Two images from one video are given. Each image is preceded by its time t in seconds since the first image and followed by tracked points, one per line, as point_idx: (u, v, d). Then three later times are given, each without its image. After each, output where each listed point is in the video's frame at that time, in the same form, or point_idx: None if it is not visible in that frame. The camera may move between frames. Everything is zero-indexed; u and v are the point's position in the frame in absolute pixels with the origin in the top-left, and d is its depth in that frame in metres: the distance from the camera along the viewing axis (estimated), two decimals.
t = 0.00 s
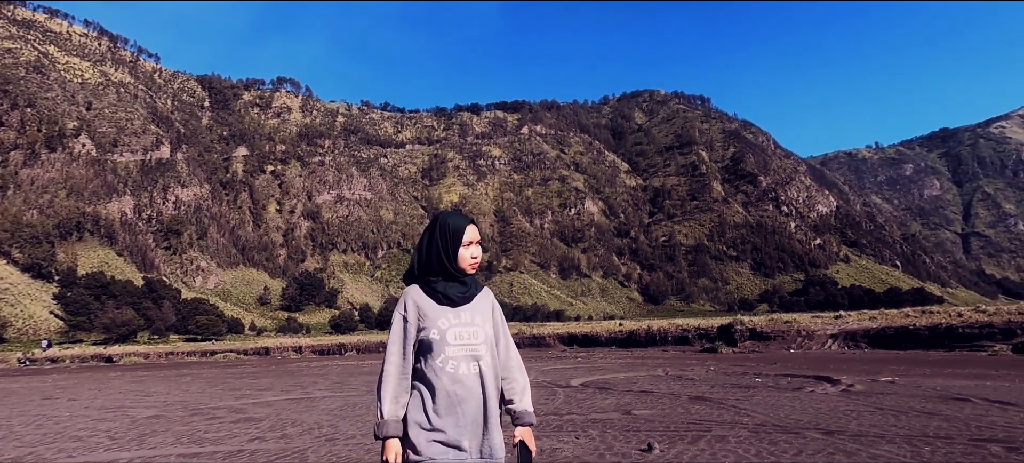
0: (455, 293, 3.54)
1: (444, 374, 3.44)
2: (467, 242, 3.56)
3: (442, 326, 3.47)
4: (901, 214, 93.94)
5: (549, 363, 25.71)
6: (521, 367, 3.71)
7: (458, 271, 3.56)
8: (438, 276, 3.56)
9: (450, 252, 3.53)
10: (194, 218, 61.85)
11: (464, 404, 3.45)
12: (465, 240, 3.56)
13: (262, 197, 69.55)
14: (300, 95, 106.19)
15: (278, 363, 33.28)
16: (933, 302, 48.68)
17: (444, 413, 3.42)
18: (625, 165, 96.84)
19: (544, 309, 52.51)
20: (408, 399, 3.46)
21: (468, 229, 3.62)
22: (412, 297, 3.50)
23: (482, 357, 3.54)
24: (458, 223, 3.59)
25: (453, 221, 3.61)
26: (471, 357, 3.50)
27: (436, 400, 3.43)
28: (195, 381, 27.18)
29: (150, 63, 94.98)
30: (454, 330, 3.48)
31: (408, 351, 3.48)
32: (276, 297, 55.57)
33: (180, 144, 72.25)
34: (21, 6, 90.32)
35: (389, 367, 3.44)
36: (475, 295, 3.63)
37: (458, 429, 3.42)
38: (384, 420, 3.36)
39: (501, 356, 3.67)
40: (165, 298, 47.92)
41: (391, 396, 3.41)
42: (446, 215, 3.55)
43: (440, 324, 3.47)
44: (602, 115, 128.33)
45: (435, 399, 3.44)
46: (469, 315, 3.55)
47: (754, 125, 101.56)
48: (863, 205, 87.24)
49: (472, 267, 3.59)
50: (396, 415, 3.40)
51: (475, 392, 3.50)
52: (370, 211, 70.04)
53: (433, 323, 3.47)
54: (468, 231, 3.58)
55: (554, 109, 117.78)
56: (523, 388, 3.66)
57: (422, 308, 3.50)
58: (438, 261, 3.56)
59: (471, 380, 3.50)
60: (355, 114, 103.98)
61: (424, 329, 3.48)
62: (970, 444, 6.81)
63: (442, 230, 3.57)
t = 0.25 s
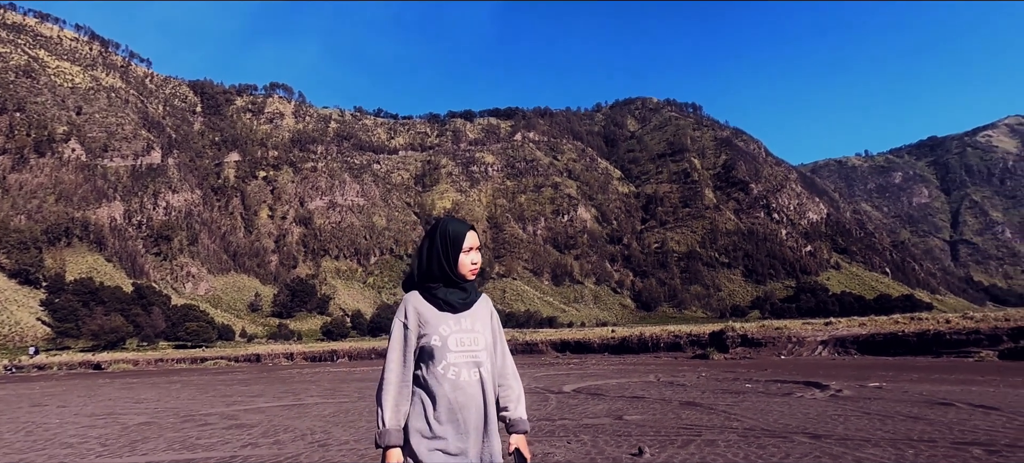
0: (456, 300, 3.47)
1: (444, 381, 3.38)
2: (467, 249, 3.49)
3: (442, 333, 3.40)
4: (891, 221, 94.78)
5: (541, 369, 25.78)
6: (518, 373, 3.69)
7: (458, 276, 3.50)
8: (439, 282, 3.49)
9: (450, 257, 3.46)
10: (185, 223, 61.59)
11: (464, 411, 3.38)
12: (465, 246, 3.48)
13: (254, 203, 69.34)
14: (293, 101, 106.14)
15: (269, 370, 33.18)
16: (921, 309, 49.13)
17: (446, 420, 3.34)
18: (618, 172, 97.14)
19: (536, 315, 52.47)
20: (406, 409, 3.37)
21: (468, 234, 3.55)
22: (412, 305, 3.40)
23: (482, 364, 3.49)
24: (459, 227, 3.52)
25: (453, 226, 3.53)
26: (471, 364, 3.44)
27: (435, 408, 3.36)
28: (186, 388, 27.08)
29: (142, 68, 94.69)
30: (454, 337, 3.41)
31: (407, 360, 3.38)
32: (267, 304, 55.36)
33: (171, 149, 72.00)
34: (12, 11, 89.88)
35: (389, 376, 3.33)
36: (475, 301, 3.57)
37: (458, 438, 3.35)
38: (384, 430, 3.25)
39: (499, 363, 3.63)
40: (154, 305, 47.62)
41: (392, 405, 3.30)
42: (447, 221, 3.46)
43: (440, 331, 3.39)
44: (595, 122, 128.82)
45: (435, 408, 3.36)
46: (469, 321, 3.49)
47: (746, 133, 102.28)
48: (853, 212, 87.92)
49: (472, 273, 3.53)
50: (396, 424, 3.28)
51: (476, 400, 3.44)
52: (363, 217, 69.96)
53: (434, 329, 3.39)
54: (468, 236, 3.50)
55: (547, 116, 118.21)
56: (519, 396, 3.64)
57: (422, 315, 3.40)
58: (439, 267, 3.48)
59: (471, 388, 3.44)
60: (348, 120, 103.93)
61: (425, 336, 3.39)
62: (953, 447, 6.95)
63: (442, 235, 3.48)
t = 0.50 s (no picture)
0: (456, 301, 3.53)
1: (445, 383, 3.41)
2: (468, 251, 3.55)
3: (443, 335, 3.44)
4: (883, 226, 95.36)
5: (536, 373, 25.85)
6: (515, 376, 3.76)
7: (458, 277, 3.55)
8: (439, 283, 3.54)
9: (451, 259, 3.51)
10: (178, 226, 61.42)
11: (464, 414, 3.42)
12: (466, 247, 3.54)
13: (248, 206, 69.21)
14: (288, 105, 106.08)
15: (263, 374, 33.14)
16: (913, 313, 49.49)
17: (446, 424, 3.38)
18: (613, 176, 97.35)
19: (531, 319, 52.42)
20: (408, 411, 3.39)
21: (468, 236, 3.60)
22: (412, 307, 3.44)
23: (482, 365, 3.55)
24: (458, 230, 3.59)
25: (453, 229, 3.58)
26: (472, 366, 3.49)
27: (437, 411, 3.39)
28: (180, 392, 27.04)
29: (136, 71, 94.49)
30: (455, 338, 3.45)
31: (409, 361, 3.41)
32: (261, 307, 55.20)
33: (165, 152, 71.80)
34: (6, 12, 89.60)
35: (391, 377, 3.36)
36: (475, 303, 3.63)
37: (459, 440, 3.39)
38: (385, 435, 3.27)
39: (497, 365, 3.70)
40: (147, 308, 47.45)
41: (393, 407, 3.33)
42: (447, 224, 3.52)
43: (441, 332, 3.43)
44: (591, 126, 129.21)
45: (437, 411, 3.39)
46: (469, 324, 3.54)
47: (740, 138, 102.80)
48: (846, 217, 88.38)
49: (472, 275, 3.59)
50: (398, 431, 3.33)
51: (476, 402, 3.48)
52: (358, 221, 69.90)
53: (435, 331, 3.43)
54: (467, 238, 3.56)
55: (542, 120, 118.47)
56: (515, 400, 3.71)
57: (423, 316, 3.44)
58: (440, 269, 3.53)
59: (472, 389, 3.48)
60: (343, 124, 103.91)
61: (426, 337, 3.43)
62: (940, 448, 7.08)
63: (442, 237, 3.54)
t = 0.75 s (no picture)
0: (459, 299, 3.60)
1: (447, 380, 3.46)
2: (469, 249, 3.63)
3: (446, 332, 3.49)
4: (878, 230, 95.78)
5: (531, 375, 25.94)
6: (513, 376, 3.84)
7: (461, 275, 3.64)
8: (441, 281, 3.62)
9: (453, 256, 3.60)
10: (172, 228, 61.21)
11: (466, 411, 3.47)
12: (468, 246, 3.63)
13: (243, 208, 69.09)
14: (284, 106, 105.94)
15: (257, 376, 33.09)
16: (907, 316, 49.73)
17: (446, 420, 3.43)
18: (609, 179, 97.47)
19: (527, 322, 52.40)
20: (409, 407, 3.45)
21: (470, 235, 3.69)
22: (415, 305, 3.50)
23: (482, 363, 3.63)
24: (461, 229, 3.66)
25: (455, 228, 3.67)
26: (473, 364, 3.56)
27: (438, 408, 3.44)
28: (175, 394, 27.03)
29: (131, 72, 94.22)
30: (457, 335, 3.52)
31: (412, 357, 3.47)
32: (255, 310, 55.06)
33: (160, 153, 71.58)
34: None
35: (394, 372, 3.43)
36: (477, 301, 3.71)
37: (460, 435, 3.44)
38: (387, 430, 3.35)
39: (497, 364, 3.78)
40: (140, 310, 47.30)
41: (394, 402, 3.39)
42: (450, 223, 3.61)
43: (444, 329, 3.49)
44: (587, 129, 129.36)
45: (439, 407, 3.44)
46: (471, 321, 3.60)
47: (736, 141, 103.13)
48: (840, 221, 88.71)
49: (474, 272, 3.67)
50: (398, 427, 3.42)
51: (476, 399, 3.55)
52: (353, 223, 69.88)
53: (438, 327, 3.49)
54: (469, 237, 3.65)
55: (538, 122, 118.60)
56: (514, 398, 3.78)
57: (425, 313, 3.50)
58: (442, 267, 3.61)
59: (473, 386, 3.55)
60: (339, 125, 103.82)
61: (428, 334, 3.48)
62: (928, 449, 7.22)
63: (445, 235, 3.63)
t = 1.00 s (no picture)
0: (461, 297, 3.46)
1: (448, 378, 3.32)
2: (472, 246, 3.49)
3: (447, 329, 3.35)
4: (871, 231, 96.42)
5: (526, 375, 26.01)
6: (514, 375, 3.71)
7: (462, 273, 3.50)
8: (442, 279, 3.47)
9: (455, 254, 3.46)
10: (165, 227, 61.07)
11: (466, 412, 3.33)
12: (470, 244, 3.48)
13: (237, 208, 68.96)
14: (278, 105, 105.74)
15: (252, 376, 33.08)
16: (899, 318, 50.10)
17: (448, 419, 3.29)
18: (604, 180, 97.71)
19: (522, 322, 52.52)
20: (408, 407, 3.29)
21: (472, 231, 3.55)
22: (415, 301, 3.34)
23: (485, 363, 3.49)
24: (463, 226, 3.53)
25: (457, 224, 3.53)
26: (476, 362, 3.42)
27: (439, 408, 3.29)
28: (169, 394, 26.99)
29: (124, 70, 93.82)
30: (459, 332, 3.38)
31: (411, 355, 3.30)
32: (249, 310, 54.97)
33: (153, 152, 71.34)
34: None
35: (391, 370, 3.26)
36: (478, 300, 3.57)
37: (461, 437, 3.30)
38: (384, 429, 3.17)
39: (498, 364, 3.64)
40: (133, 310, 47.20)
41: (393, 401, 3.23)
42: (452, 220, 3.47)
43: (445, 327, 3.34)
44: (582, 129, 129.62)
45: (439, 407, 3.29)
46: (474, 319, 3.46)
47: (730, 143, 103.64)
48: (833, 222, 89.29)
49: (476, 271, 3.53)
50: (397, 424, 3.21)
51: (478, 400, 3.41)
52: (348, 223, 69.87)
53: (439, 325, 3.34)
54: (472, 233, 3.50)
55: (533, 123, 118.76)
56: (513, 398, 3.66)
57: (426, 311, 3.35)
58: (443, 264, 3.47)
59: (474, 386, 3.41)
60: (334, 125, 103.74)
61: (429, 332, 3.33)
62: (915, 448, 7.35)
63: (447, 232, 3.49)
